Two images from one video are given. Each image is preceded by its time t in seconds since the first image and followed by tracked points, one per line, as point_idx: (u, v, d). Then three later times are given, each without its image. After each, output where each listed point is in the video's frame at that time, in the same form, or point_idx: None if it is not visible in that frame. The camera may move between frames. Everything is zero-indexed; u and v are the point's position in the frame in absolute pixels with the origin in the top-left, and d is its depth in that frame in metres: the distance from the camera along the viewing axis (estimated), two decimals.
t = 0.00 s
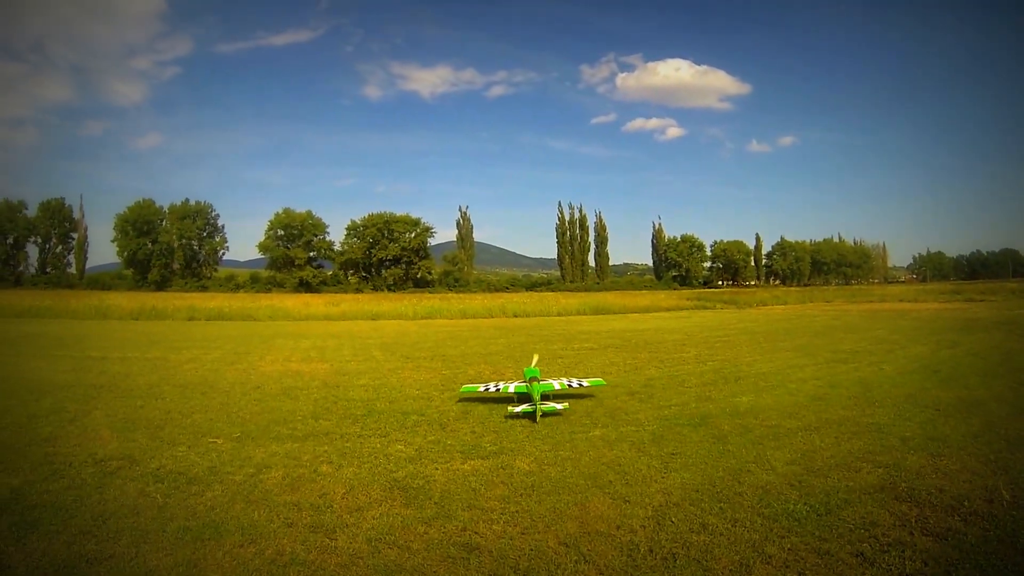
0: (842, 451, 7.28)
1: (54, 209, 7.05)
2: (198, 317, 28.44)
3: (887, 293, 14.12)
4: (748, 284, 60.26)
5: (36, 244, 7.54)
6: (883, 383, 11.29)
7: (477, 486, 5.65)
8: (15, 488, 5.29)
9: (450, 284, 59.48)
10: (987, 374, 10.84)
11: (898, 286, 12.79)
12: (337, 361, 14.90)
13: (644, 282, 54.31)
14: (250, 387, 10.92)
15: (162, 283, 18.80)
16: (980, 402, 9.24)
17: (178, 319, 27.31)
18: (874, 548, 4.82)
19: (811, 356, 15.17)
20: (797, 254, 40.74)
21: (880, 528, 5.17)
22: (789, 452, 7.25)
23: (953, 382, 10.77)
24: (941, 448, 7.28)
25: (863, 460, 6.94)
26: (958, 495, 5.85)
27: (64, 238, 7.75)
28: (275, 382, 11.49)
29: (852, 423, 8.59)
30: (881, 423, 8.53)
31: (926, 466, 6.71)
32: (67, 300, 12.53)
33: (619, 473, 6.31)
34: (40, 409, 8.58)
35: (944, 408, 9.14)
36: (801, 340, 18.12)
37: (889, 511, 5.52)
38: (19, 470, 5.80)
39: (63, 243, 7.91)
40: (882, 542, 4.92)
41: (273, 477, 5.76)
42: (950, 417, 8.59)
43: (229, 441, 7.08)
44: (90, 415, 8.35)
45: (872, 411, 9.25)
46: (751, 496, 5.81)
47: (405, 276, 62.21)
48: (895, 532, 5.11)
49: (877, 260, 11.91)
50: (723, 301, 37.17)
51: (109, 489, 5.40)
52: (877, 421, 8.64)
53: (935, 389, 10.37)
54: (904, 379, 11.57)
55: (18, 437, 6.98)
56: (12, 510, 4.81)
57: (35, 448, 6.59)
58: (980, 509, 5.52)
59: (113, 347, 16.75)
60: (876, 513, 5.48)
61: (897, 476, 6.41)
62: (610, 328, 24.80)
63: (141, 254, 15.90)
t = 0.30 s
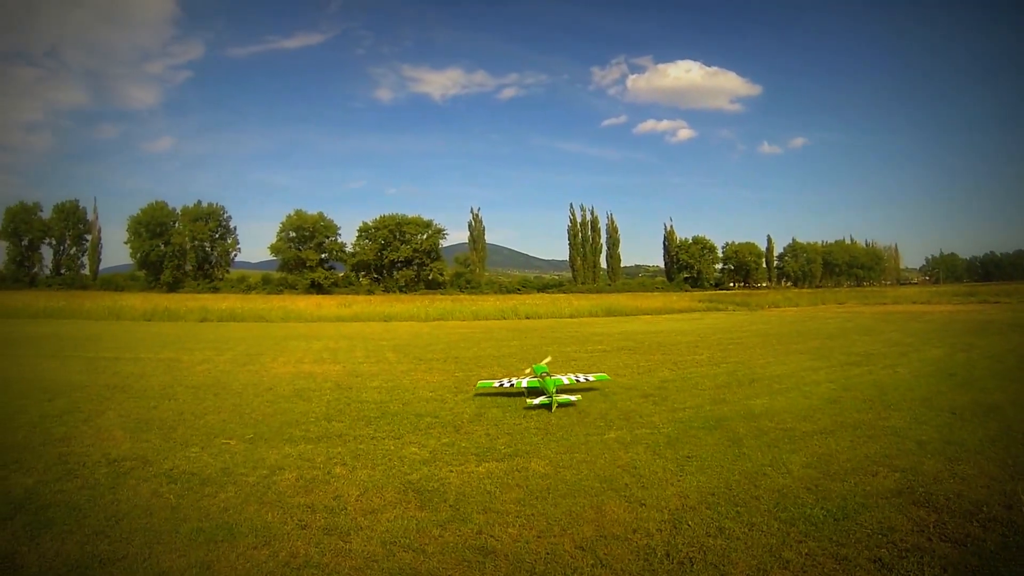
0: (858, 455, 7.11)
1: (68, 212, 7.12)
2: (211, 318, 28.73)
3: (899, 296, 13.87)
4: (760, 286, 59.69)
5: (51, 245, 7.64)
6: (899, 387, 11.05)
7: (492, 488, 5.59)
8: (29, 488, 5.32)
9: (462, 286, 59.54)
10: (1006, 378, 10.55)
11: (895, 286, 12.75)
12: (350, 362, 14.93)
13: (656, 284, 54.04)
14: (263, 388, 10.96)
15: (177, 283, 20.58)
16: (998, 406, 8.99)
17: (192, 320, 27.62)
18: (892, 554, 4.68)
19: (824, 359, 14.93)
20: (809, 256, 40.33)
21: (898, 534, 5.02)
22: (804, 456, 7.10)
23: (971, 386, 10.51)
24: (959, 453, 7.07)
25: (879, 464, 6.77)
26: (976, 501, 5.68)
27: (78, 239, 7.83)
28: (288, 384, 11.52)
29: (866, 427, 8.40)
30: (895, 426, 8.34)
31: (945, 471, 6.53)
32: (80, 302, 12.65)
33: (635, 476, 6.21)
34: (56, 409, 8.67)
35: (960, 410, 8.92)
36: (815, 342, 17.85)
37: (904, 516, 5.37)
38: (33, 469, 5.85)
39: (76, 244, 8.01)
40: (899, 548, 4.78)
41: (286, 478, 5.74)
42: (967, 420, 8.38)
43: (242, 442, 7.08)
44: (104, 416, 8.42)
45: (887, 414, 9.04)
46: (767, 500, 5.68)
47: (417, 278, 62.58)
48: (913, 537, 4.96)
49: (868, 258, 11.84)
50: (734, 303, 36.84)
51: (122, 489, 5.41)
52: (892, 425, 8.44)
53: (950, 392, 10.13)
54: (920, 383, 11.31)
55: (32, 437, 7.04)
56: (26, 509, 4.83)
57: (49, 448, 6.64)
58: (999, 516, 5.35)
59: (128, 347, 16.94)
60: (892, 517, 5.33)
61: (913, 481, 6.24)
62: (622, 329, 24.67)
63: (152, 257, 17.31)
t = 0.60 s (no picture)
0: (874, 458, 6.94)
1: (84, 212, 7.19)
2: (224, 321, 29.09)
3: (912, 298, 13.65)
4: (773, 288, 59.05)
5: (65, 245, 7.79)
6: (916, 389, 10.79)
7: (507, 491, 5.52)
8: (43, 486, 5.36)
9: (474, 288, 59.60)
10: None
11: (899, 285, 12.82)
12: (363, 364, 14.95)
13: (668, 286, 53.70)
14: (276, 389, 10.99)
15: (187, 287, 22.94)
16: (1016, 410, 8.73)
17: (206, 322, 27.98)
18: (910, 558, 4.55)
19: (838, 361, 14.71)
20: (822, 258, 39.84)
21: (915, 539, 4.88)
22: (819, 459, 6.96)
23: (988, 388, 10.24)
24: (976, 456, 6.87)
25: (895, 467, 6.60)
26: (995, 505, 5.49)
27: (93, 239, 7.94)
28: (301, 385, 11.56)
29: (881, 430, 8.22)
30: (911, 429, 8.16)
31: (963, 474, 6.34)
32: (85, 297, 12.68)
33: (651, 479, 6.10)
34: (71, 409, 8.78)
35: (977, 413, 8.69)
36: (829, 344, 17.57)
37: (923, 520, 5.22)
38: (47, 467, 5.90)
39: (91, 244, 8.16)
40: (917, 553, 4.63)
41: (300, 480, 5.72)
42: (987, 423, 8.17)
43: (255, 443, 7.09)
44: (119, 415, 8.49)
45: (903, 417, 8.83)
46: (784, 503, 5.55)
47: (429, 280, 62.52)
48: (931, 542, 4.81)
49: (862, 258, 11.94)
50: (747, 305, 36.46)
51: (136, 488, 5.42)
52: (908, 428, 8.23)
53: (968, 395, 9.90)
54: (937, 385, 11.04)
55: (47, 435, 7.12)
56: (41, 507, 4.86)
57: (63, 447, 6.70)
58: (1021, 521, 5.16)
59: (143, 347, 17.15)
60: (911, 522, 5.18)
61: (931, 485, 6.05)
62: (634, 331, 24.51)
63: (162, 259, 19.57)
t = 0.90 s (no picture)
0: (891, 461, 6.79)
1: (101, 214, 7.32)
2: (241, 322, 29.50)
3: (930, 299, 13.39)
4: (790, 289, 58.33)
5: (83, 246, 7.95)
6: (934, 391, 10.55)
7: (521, 493, 5.48)
8: (58, 486, 5.44)
9: (489, 289, 59.68)
10: None
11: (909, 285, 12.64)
12: (377, 365, 15.01)
13: (684, 287, 53.32)
14: (290, 390, 11.05)
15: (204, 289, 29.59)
16: None
17: (222, 323, 28.41)
18: (928, 565, 4.43)
19: (854, 362, 14.46)
20: (839, 258, 39.27)
21: (933, 544, 4.75)
22: (836, 462, 6.82)
23: (1007, 389, 9.97)
24: (995, 460, 6.69)
25: (912, 471, 6.44)
26: (1016, 511, 5.33)
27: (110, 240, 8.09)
28: (316, 386, 11.64)
29: (899, 432, 8.04)
30: (930, 432, 7.98)
31: (982, 479, 6.17)
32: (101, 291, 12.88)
33: (665, 481, 6.03)
34: (88, 409, 8.93)
35: (996, 416, 8.47)
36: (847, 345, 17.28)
37: (943, 525, 5.08)
38: (63, 467, 6.00)
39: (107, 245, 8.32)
40: (935, 559, 4.51)
41: (313, 481, 5.74)
42: (1009, 426, 7.96)
43: (269, 444, 7.13)
44: (134, 416, 8.60)
45: (920, 420, 8.63)
46: (799, 507, 5.44)
47: (445, 281, 62.49)
48: (949, 548, 4.69)
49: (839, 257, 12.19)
50: (764, 305, 36.05)
51: (149, 489, 5.47)
52: (925, 430, 8.05)
53: (986, 396, 9.69)
54: (956, 387, 10.79)
55: (63, 436, 7.25)
56: (56, 506, 4.94)
57: (78, 447, 6.81)
58: None
59: (162, 348, 17.44)
60: (931, 527, 5.05)
61: (949, 489, 5.90)
62: (649, 332, 24.33)
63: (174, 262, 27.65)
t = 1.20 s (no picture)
0: (907, 464, 6.68)
1: (120, 217, 7.51)
2: (259, 322, 29.85)
3: (949, 299, 13.14)
4: (809, 289, 57.62)
5: (104, 250, 8.15)
6: (954, 391, 10.35)
7: (533, 496, 5.49)
8: (73, 487, 5.56)
9: (506, 289, 59.77)
10: None
11: (929, 285, 12.35)
12: (395, 366, 15.10)
13: (703, 287, 52.92)
14: (307, 392, 11.15)
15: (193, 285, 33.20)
16: None
17: (242, 324, 28.78)
18: (942, 570, 4.35)
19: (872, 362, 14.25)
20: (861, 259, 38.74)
21: (949, 550, 4.67)
22: (852, 464, 6.73)
23: None
24: (1015, 463, 6.54)
25: (928, 474, 6.34)
26: None
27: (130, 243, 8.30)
28: (332, 387, 11.72)
29: (917, 434, 7.91)
30: (949, 434, 7.84)
31: (1000, 482, 6.05)
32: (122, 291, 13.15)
33: (678, 484, 5.99)
34: (105, 411, 9.10)
35: (1016, 418, 8.29)
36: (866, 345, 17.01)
37: (958, 530, 4.99)
38: (78, 469, 6.13)
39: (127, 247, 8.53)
40: (949, 565, 4.44)
41: (325, 482, 5.79)
42: None
43: (283, 445, 7.21)
44: (150, 417, 8.75)
45: (937, 421, 8.48)
46: (813, 511, 5.37)
47: (465, 283, 63.48)
48: (965, 554, 4.60)
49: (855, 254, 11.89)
50: (782, 305, 35.66)
51: (162, 490, 5.56)
52: (943, 432, 7.90)
53: (1008, 397, 9.48)
54: (976, 387, 10.58)
55: (80, 438, 7.40)
56: (70, 507, 5.04)
57: (94, 449, 6.94)
58: None
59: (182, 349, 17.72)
60: (946, 531, 4.97)
61: (966, 492, 5.79)
62: (667, 333, 24.19)
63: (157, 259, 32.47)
